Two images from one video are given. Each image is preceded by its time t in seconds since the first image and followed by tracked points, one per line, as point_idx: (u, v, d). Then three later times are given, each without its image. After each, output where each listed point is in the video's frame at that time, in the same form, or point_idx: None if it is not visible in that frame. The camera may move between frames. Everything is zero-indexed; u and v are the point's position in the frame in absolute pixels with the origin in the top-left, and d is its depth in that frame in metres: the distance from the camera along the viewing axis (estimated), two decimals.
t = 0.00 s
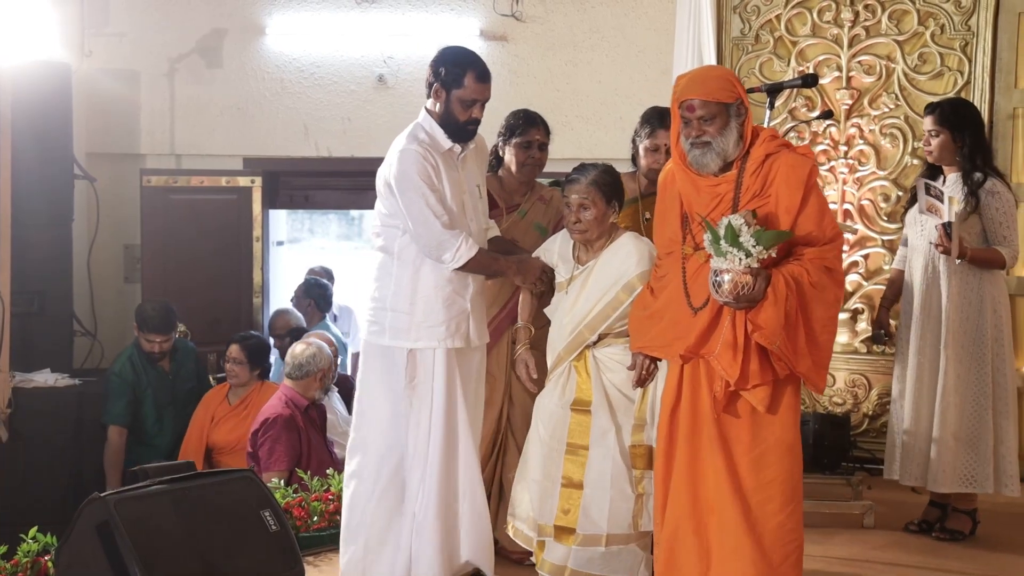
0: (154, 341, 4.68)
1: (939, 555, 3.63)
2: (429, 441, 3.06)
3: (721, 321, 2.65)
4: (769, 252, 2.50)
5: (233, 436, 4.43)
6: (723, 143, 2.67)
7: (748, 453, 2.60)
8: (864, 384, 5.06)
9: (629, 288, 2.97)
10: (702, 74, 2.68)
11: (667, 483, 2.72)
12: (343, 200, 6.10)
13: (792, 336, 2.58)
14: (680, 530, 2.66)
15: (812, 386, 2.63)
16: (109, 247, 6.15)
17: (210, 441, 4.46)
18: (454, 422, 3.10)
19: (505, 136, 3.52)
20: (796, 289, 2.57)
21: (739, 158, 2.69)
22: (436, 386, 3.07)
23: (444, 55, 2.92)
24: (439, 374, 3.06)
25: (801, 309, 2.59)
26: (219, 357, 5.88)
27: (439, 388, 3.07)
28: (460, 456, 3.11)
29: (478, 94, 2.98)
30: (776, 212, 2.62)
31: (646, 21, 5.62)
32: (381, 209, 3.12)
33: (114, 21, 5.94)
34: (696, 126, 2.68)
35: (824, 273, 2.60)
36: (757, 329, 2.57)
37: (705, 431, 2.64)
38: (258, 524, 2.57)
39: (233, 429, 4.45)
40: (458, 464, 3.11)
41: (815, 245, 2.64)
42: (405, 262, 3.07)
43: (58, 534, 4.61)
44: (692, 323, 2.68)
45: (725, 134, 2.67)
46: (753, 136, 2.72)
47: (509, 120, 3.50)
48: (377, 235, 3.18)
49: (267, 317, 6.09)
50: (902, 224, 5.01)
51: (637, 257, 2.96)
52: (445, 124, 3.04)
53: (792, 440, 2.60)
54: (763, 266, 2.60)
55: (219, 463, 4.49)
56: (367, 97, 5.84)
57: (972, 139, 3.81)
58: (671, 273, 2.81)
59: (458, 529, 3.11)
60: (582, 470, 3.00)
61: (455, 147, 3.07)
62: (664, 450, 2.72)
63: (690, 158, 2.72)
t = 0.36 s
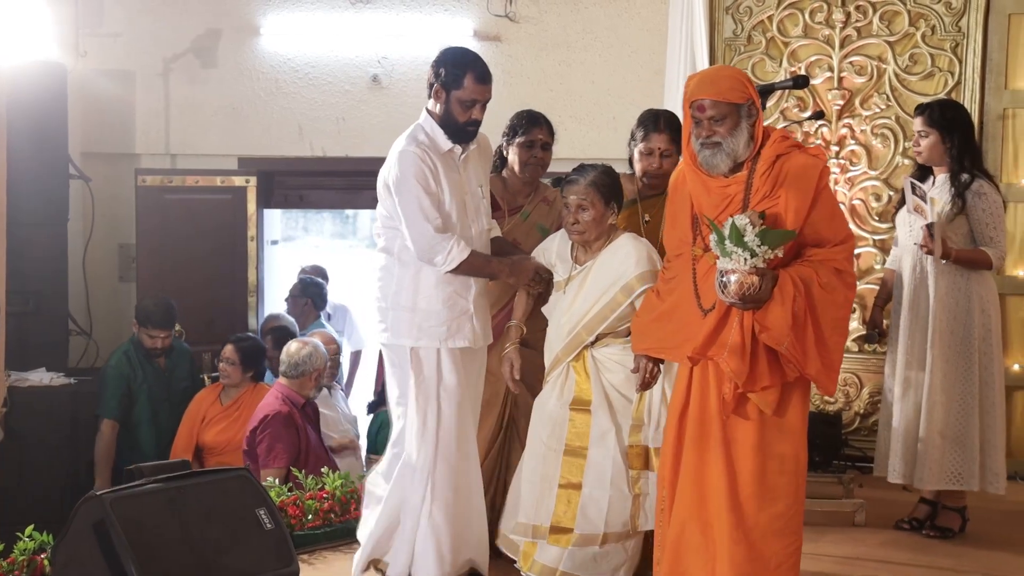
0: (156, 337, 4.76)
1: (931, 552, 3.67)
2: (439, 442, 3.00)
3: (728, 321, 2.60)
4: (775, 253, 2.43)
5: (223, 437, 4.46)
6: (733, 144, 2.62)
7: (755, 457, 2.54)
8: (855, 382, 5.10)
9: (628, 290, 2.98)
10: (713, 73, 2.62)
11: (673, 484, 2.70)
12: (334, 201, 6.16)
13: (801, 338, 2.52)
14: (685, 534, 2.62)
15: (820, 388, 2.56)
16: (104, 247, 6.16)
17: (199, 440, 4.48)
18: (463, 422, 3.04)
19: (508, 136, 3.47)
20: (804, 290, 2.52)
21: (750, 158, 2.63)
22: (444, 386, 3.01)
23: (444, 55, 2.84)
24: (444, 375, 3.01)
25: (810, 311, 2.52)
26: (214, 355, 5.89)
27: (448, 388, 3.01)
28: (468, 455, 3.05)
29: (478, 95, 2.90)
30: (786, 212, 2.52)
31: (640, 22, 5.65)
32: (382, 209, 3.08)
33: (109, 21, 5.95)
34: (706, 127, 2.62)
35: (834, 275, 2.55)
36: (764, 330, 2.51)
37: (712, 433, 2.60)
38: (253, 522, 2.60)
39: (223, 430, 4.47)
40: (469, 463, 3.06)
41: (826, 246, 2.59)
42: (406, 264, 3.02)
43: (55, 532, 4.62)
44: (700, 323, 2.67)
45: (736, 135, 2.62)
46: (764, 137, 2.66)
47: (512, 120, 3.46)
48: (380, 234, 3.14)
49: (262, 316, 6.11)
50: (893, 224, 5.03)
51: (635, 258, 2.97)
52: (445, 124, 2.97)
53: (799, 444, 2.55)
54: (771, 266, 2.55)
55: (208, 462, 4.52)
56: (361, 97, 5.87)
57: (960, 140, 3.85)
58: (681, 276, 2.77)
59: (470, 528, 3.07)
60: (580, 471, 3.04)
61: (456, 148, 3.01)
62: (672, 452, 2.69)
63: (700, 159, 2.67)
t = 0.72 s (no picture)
0: (166, 324, 4.82)
1: (922, 549, 3.69)
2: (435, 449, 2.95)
3: (736, 323, 2.57)
4: (781, 255, 2.42)
5: (215, 438, 4.50)
6: (739, 145, 2.58)
7: (761, 461, 2.55)
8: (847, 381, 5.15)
9: (628, 291, 2.92)
10: (720, 74, 2.59)
11: (678, 487, 2.67)
12: (330, 199, 6.14)
13: (809, 339, 2.51)
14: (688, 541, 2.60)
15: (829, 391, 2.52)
16: (100, 245, 6.18)
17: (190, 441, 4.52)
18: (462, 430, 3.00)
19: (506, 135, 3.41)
20: (812, 291, 2.50)
21: (757, 159, 2.61)
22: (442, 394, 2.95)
23: (441, 55, 2.77)
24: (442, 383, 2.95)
25: (817, 312, 2.51)
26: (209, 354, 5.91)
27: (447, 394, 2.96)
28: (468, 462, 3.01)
29: (474, 93, 2.81)
30: (792, 213, 2.54)
31: (633, 22, 5.67)
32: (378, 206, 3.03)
33: (104, 20, 5.98)
34: (711, 127, 2.60)
35: (842, 275, 2.52)
36: (772, 332, 2.50)
37: (720, 435, 2.57)
38: (249, 520, 2.62)
39: (214, 432, 4.51)
40: (468, 469, 3.02)
41: (833, 247, 2.57)
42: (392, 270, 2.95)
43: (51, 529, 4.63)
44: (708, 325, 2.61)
45: (741, 136, 2.59)
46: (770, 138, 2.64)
47: (509, 119, 3.40)
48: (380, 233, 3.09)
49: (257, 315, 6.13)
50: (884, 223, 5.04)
51: (636, 259, 2.91)
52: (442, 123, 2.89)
53: (804, 447, 2.55)
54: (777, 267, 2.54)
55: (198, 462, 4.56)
56: (356, 97, 5.89)
57: (950, 139, 3.89)
58: (688, 278, 2.73)
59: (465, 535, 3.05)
60: (580, 475, 2.98)
61: (454, 147, 2.93)
62: (678, 454, 2.66)
63: (706, 161, 2.65)
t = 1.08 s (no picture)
0: (179, 317, 5.01)
1: (918, 545, 3.71)
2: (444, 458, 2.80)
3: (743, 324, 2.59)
4: (785, 255, 2.43)
5: (209, 437, 4.54)
6: (742, 145, 2.59)
7: (771, 460, 2.54)
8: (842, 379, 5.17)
9: (637, 292, 2.91)
10: (723, 74, 2.60)
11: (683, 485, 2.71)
12: (329, 197, 6.16)
13: (815, 339, 2.51)
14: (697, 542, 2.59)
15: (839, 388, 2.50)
16: (99, 244, 6.21)
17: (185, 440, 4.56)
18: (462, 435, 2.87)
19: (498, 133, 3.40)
20: (818, 291, 2.50)
21: (760, 159, 2.61)
22: (447, 402, 2.81)
23: (438, 53, 2.71)
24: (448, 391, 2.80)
25: (823, 312, 2.51)
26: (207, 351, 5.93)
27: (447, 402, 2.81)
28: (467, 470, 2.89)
29: (472, 90, 2.73)
30: (799, 213, 2.55)
31: (631, 21, 5.69)
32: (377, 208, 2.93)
33: (103, 20, 6.02)
34: (714, 127, 2.61)
35: (849, 276, 2.51)
36: (778, 333, 2.51)
37: (726, 436, 2.59)
38: (248, 516, 2.65)
39: (209, 431, 4.55)
40: (467, 477, 2.89)
41: (838, 246, 2.56)
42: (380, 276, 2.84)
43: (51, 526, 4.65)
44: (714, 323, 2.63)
45: (744, 136, 2.59)
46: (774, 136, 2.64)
47: (502, 118, 3.36)
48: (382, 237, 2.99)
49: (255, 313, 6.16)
50: (880, 221, 5.07)
51: (645, 260, 2.91)
52: (441, 121, 2.80)
53: (810, 446, 2.58)
54: (782, 267, 2.55)
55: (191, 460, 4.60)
56: (354, 95, 5.91)
57: (946, 137, 3.91)
58: (694, 280, 2.75)
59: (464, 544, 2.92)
60: (583, 475, 2.94)
61: (454, 147, 2.83)
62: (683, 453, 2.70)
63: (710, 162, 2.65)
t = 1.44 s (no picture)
0: (188, 314, 5.05)
1: (914, 542, 3.73)
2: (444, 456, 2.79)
3: (744, 326, 2.61)
4: (785, 257, 2.45)
5: (203, 436, 4.56)
6: (741, 146, 2.60)
7: (774, 461, 2.57)
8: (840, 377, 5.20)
9: (646, 290, 2.92)
10: (723, 74, 2.61)
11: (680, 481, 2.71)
12: (328, 196, 6.18)
13: (816, 341, 2.52)
14: (699, 543, 2.59)
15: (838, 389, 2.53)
16: (99, 243, 6.25)
17: (179, 439, 4.59)
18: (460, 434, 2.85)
19: (490, 130, 3.37)
20: (818, 293, 2.52)
21: (760, 160, 2.64)
22: (446, 397, 2.82)
23: (438, 48, 2.71)
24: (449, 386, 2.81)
25: (824, 314, 2.52)
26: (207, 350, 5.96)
27: (448, 398, 2.82)
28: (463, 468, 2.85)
29: (473, 86, 2.74)
30: (800, 215, 2.58)
31: (629, 22, 5.70)
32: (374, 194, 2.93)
33: (103, 19, 6.05)
34: (714, 128, 2.62)
35: (849, 278, 2.50)
36: (779, 335, 2.53)
37: (729, 436, 2.61)
38: (248, 513, 2.67)
39: (203, 430, 4.56)
40: (465, 475, 2.87)
41: (840, 247, 2.56)
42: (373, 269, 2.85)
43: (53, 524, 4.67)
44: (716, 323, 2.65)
45: (743, 137, 2.60)
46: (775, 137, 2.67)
47: (492, 115, 3.37)
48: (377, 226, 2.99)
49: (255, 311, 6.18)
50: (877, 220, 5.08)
51: (654, 258, 2.91)
52: (441, 116, 2.80)
53: (812, 446, 2.60)
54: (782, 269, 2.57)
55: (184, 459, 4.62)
56: (353, 95, 5.92)
57: (944, 137, 3.94)
58: (696, 281, 2.76)
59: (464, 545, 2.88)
60: (594, 473, 2.94)
61: (452, 142, 2.83)
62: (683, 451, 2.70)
63: (710, 163, 2.66)
